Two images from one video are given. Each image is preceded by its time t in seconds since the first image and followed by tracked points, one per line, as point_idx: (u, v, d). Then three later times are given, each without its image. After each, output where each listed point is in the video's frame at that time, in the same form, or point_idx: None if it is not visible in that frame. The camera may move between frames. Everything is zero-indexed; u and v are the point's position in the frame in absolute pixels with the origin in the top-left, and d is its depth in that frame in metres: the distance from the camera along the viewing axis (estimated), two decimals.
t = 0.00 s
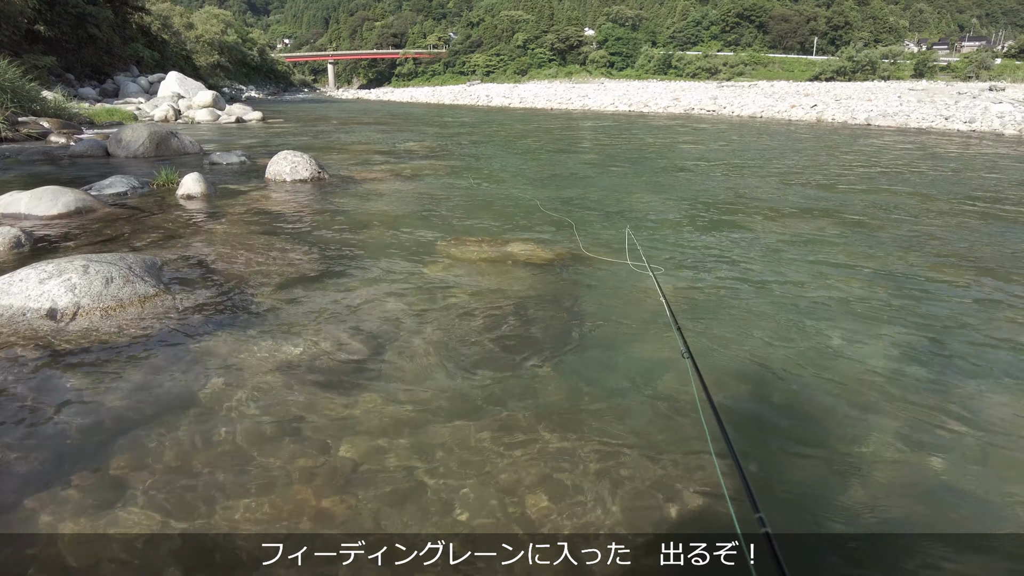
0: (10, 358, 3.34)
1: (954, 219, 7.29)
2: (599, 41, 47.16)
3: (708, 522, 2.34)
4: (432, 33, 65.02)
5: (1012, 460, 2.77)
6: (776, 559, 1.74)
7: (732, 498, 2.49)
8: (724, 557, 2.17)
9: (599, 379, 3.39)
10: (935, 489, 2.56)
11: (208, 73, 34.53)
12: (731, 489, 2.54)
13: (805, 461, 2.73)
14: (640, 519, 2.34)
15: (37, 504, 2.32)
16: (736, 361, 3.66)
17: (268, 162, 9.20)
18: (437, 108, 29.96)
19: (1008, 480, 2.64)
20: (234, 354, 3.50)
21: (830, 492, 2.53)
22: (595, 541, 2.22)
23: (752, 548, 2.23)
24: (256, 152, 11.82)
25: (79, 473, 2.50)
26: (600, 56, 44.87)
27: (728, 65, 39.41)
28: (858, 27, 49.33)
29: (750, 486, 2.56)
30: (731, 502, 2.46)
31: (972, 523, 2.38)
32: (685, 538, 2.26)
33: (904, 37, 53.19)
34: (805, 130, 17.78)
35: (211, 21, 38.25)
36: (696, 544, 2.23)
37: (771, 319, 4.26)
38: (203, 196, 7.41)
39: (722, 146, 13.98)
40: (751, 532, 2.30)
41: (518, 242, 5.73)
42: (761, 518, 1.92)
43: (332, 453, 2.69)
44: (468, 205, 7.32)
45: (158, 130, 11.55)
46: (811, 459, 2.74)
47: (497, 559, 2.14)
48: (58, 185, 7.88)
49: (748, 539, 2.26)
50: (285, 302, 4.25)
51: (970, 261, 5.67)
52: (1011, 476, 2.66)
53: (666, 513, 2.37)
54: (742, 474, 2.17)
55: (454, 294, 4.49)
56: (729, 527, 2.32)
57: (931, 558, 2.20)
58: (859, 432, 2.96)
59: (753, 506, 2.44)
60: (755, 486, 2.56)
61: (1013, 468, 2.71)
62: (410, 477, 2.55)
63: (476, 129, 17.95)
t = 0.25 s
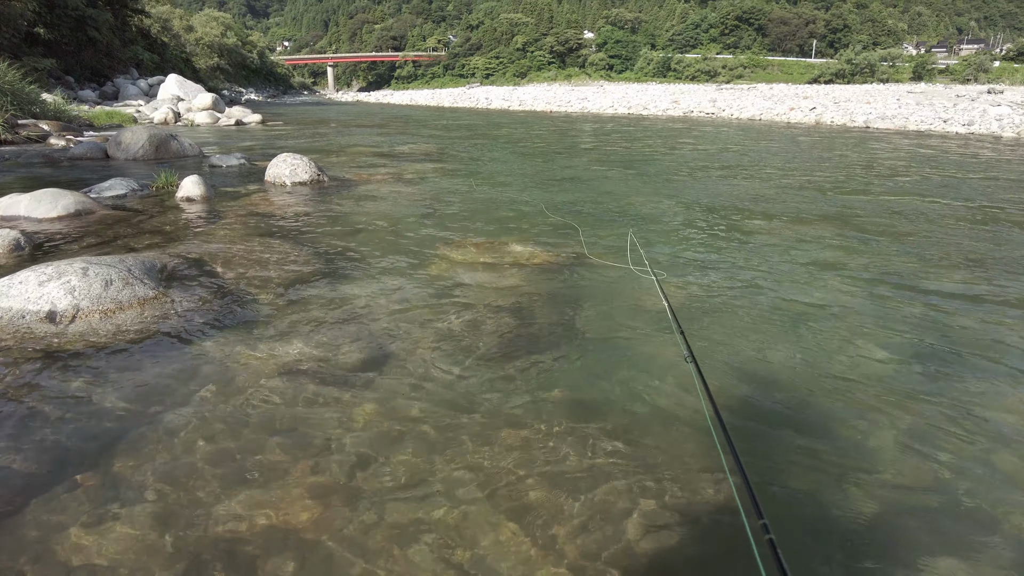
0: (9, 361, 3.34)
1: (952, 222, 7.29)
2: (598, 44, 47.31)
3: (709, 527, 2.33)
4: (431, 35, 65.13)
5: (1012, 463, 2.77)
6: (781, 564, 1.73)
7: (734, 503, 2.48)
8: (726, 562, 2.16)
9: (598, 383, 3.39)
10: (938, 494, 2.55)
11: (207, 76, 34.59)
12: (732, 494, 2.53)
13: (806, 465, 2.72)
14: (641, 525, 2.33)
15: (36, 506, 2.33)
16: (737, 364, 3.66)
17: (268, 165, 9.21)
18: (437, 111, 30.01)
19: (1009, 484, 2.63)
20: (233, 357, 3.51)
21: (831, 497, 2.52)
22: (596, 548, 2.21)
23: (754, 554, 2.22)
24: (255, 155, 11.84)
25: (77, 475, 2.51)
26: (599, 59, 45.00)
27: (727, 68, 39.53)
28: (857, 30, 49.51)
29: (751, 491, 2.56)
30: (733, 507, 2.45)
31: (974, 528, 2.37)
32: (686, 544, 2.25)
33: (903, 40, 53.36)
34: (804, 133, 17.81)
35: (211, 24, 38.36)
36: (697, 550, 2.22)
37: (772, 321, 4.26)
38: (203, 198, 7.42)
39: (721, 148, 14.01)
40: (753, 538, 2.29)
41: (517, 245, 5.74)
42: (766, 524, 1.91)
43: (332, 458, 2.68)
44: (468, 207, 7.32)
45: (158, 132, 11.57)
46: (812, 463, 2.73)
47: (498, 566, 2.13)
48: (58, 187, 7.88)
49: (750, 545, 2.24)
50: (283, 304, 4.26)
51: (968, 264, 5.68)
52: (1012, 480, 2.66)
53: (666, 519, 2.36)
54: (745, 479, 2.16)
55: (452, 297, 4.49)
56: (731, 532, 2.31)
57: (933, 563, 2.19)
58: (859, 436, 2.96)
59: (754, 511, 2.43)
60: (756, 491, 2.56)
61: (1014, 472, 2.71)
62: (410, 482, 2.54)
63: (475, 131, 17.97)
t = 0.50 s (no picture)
0: (9, 363, 3.34)
1: (952, 224, 7.31)
2: (597, 46, 47.41)
3: (711, 529, 2.34)
4: (431, 38, 65.21)
5: (1012, 465, 2.78)
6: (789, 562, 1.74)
7: (740, 506, 2.47)
8: (726, 563, 2.16)
9: (599, 385, 3.39)
10: (939, 495, 2.57)
11: (207, 78, 34.59)
12: (736, 494, 2.53)
13: (808, 467, 2.73)
14: (644, 527, 2.33)
15: (38, 508, 2.33)
16: (741, 365, 3.68)
17: (268, 167, 9.21)
18: (436, 113, 30.05)
19: (1011, 485, 2.65)
20: (234, 359, 3.51)
21: (834, 499, 2.53)
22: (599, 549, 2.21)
23: (760, 557, 2.22)
24: (255, 157, 11.85)
25: (79, 477, 2.51)
26: (598, 62, 45.09)
27: (726, 71, 39.63)
28: (855, 33, 49.64)
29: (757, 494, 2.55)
30: (737, 508, 2.45)
31: (977, 529, 2.39)
32: (688, 544, 2.26)
33: (901, 42, 53.49)
34: (803, 135, 17.84)
35: (210, 27, 38.41)
36: (700, 553, 2.22)
37: (775, 323, 4.28)
38: (203, 201, 7.43)
39: (720, 151, 14.04)
40: (758, 539, 2.30)
41: (517, 247, 5.75)
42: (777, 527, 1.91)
43: (336, 458, 2.69)
44: (469, 209, 7.34)
45: (158, 135, 11.56)
46: (816, 466, 2.74)
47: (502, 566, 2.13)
48: (57, 190, 7.88)
49: (755, 546, 2.25)
50: (284, 306, 4.26)
51: (968, 265, 5.70)
52: (1014, 481, 2.67)
53: (670, 522, 2.36)
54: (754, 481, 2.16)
55: (454, 299, 4.50)
56: (735, 534, 2.32)
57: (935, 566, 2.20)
58: (862, 437, 2.97)
59: (763, 515, 2.43)
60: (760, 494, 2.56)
61: (1013, 473, 2.72)
62: (411, 484, 2.54)
63: (475, 133, 17.99)
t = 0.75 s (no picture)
0: (9, 365, 3.34)
1: (951, 226, 7.32)
2: (596, 49, 47.52)
3: (710, 533, 2.33)
4: (430, 40, 65.31)
5: (1009, 465, 2.79)
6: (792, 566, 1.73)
7: (741, 510, 2.46)
8: (724, 563, 2.17)
9: (598, 388, 3.38)
10: (939, 498, 2.56)
11: (207, 80, 34.64)
12: (737, 499, 2.52)
13: (808, 470, 2.72)
14: (643, 531, 2.32)
15: (38, 508, 2.34)
16: (740, 366, 3.69)
17: (267, 169, 9.22)
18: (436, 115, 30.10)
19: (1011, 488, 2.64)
20: (233, 361, 3.51)
21: (835, 503, 2.52)
22: (596, 553, 2.21)
23: (761, 560, 2.21)
24: (255, 159, 11.86)
25: (78, 478, 2.51)
26: (598, 64, 45.18)
27: (726, 73, 39.71)
28: (854, 35, 49.77)
29: (758, 497, 2.55)
30: (736, 512, 2.45)
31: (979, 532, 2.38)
32: (687, 548, 2.25)
33: (900, 45, 53.65)
34: (802, 137, 17.88)
35: (211, 29, 38.44)
36: (699, 557, 2.21)
37: (774, 324, 4.30)
38: (202, 203, 7.43)
39: (719, 153, 14.07)
40: (760, 543, 2.29)
41: (516, 249, 5.76)
42: (780, 533, 1.90)
43: (333, 462, 2.68)
44: (468, 211, 7.34)
45: (157, 137, 11.57)
46: (816, 469, 2.73)
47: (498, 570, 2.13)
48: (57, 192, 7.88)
49: (757, 550, 2.24)
50: (283, 308, 4.27)
51: (967, 268, 5.71)
52: (1013, 484, 2.67)
53: (668, 525, 2.35)
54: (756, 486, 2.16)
55: (453, 301, 4.51)
56: (733, 536, 2.32)
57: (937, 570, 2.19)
58: (863, 440, 2.96)
59: (766, 519, 2.42)
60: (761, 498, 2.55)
61: (1010, 474, 2.73)
62: (408, 488, 2.53)
63: (474, 136, 18.02)
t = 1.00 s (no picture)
0: (9, 367, 3.35)
1: (949, 228, 7.34)
2: (596, 51, 47.58)
3: (710, 534, 2.34)
4: (430, 42, 65.39)
5: (1007, 466, 2.80)
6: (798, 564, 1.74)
7: (738, 509, 2.48)
8: (723, 565, 2.18)
9: (597, 389, 3.39)
10: (938, 500, 2.57)
11: (206, 82, 34.64)
12: (737, 499, 2.54)
13: (807, 472, 2.73)
14: (642, 532, 2.32)
15: (36, 510, 2.34)
16: (738, 367, 3.71)
17: (267, 171, 9.23)
18: (435, 118, 30.16)
19: (1010, 489, 2.65)
20: (232, 363, 3.52)
21: (835, 504, 2.53)
22: (595, 554, 2.21)
23: (761, 561, 2.22)
24: (254, 161, 11.86)
25: (77, 480, 2.52)
26: (597, 66, 45.25)
27: (725, 76, 39.77)
28: (853, 37, 49.86)
29: (755, 498, 2.55)
30: (735, 514, 2.45)
31: (977, 533, 2.39)
32: (686, 549, 2.26)
33: (899, 47, 53.74)
34: (801, 139, 17.90)
35: (210, 32, 38.45)
36: (698, 557, 2.22)
37: (773, 325, 4.32)
38: (202, 205, 7.44)
39: (719, 155, 14.07)
40: (757, 545, 2.29)
41: (517, 251, 5.77)
42: (784, 530, 1.92)
43: (333, 463, 2.69)
44: (467, 213, 7.35)
45: (157, 139, 11.57)
46: (815, 471, 2.74)
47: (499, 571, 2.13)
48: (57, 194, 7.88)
49: (753, 551, 2.25)
50: (281, 309, 4.28)
51: (967, 270, 5.72)
52: (1013, 486, 2.67)
53: (666, 525, 2.37)
54: (760, 485, 2.17)
55: (453, 303, 4.51)
56: (729, 537, 2.33)
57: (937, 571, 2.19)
58: (864, 442, 2.97)
59: (764, 521, 2.42)
60: (760, 499, 2.56)
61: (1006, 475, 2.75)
62: (407, 489, 2.54)
63: (474, 138, 18.01)
